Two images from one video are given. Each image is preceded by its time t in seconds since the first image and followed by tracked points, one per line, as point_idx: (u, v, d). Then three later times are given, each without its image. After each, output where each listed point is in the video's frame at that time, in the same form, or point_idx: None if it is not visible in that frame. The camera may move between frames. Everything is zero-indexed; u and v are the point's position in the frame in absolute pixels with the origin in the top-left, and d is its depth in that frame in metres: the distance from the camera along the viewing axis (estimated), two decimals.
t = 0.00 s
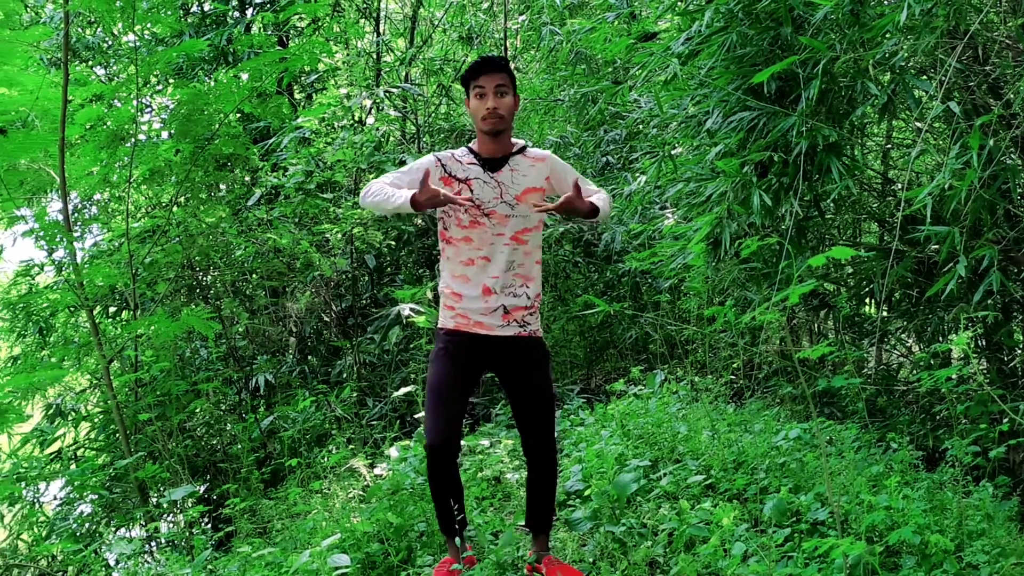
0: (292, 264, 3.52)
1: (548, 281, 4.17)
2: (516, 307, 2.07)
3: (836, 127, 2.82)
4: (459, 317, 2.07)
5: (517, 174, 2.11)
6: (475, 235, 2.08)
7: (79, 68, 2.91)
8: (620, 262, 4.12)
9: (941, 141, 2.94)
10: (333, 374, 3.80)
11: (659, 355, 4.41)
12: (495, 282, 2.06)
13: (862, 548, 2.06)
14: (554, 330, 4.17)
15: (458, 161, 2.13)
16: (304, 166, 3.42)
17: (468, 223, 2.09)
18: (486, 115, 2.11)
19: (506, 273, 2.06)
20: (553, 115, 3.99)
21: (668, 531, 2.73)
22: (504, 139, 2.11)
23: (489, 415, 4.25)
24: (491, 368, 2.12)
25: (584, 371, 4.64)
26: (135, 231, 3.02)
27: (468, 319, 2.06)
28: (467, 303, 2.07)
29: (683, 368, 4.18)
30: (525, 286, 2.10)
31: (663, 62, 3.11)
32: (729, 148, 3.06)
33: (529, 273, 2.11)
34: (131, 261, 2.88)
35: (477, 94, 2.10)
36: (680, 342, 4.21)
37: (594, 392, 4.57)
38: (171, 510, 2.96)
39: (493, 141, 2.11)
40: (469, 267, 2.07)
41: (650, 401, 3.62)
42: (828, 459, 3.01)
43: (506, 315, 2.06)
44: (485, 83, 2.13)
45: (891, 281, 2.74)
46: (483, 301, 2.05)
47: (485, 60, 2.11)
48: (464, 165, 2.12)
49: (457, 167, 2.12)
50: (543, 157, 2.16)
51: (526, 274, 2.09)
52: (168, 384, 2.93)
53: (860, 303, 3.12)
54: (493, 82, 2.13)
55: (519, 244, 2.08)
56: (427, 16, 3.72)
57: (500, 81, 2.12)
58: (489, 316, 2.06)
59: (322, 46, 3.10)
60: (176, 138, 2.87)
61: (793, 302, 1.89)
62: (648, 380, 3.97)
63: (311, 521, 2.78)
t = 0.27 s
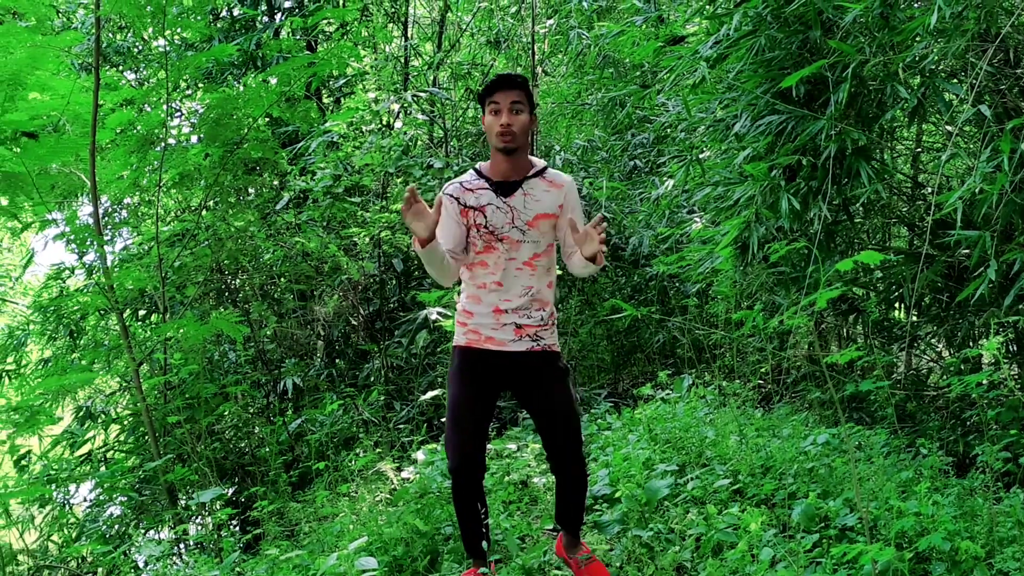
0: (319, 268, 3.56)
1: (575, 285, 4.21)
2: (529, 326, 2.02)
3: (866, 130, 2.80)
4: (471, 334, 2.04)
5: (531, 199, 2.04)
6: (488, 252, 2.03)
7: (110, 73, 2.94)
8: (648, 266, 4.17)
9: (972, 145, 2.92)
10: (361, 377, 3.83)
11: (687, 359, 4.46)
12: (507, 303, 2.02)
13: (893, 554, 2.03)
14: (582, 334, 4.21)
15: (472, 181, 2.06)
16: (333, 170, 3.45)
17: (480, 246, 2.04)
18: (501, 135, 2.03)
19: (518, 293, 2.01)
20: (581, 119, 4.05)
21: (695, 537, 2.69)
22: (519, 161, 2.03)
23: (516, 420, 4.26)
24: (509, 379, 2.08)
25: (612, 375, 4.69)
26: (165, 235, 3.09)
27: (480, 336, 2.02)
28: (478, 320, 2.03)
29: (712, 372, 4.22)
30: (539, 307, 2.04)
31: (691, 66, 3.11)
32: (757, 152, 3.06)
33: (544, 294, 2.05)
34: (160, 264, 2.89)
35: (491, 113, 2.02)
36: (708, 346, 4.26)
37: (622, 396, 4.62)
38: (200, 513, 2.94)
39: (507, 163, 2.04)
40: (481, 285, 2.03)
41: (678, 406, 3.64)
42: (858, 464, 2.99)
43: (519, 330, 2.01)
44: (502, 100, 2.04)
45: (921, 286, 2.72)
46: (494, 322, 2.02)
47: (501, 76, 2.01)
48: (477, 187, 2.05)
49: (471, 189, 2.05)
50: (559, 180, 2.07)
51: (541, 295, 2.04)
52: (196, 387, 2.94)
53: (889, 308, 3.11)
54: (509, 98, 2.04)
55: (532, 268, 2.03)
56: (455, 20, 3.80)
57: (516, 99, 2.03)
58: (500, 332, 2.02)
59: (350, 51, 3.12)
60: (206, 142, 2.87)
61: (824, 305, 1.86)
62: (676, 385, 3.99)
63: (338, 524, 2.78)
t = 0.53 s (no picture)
0: (338, 271, 3.55)
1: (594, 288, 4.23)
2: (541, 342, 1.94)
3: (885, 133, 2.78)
4: (482, 349, 1.97)
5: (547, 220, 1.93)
6: (501, 273, 1.94)
7: (130, 76, 2.95)
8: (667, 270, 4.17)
9: (993, 148, 2.90)
10: (379, 380, 3.84)
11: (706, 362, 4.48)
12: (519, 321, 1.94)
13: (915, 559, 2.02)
14: (600, 337, 4.23)
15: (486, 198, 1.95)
16: (352, 173, 3.47)
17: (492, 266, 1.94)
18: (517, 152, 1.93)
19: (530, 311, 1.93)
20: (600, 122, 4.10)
21: (714, 541, 2.67)
22: (535, 180, 1.93)
23: (534, 424, 4.30)
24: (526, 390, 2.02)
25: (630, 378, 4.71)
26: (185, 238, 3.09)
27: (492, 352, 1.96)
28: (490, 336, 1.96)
29: (730, 376, 4.24)
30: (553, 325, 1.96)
31: (710, 69, 3.11)
32: (776, 156, 3.05)
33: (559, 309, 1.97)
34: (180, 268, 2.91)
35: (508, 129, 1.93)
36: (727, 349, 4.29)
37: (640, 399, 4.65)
38: (218, 515, 2.95)
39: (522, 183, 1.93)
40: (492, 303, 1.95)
41: (696, 409, 3.64)
42: (877, 469, 2.98)
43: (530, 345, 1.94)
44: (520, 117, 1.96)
45: (942, 290, 2.71)
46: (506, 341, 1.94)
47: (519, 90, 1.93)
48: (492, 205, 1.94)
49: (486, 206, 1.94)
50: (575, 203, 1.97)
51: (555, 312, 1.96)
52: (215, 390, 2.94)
53: (910, 311, 3.10)
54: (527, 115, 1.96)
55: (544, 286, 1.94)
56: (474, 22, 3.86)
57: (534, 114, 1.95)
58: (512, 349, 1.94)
59: (368, 54, 3.14)
60: (225, 145, 2.88)
61: (844, 308, 1.81)
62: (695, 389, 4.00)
63: (357, 526, 2.78)
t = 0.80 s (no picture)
0: (347, 274, 3.53)
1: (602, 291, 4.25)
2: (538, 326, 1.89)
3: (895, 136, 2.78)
4: (477, 329, 1.92)
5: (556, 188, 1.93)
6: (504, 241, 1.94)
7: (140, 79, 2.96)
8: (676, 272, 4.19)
9: (1004, 151, 2.89)
10: (388, 383, 3.85)
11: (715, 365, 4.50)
12: (517, 298, 1.90)
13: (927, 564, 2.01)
14: (609, 340, 4.25)
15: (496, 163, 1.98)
16: (361, 176, 3.50)
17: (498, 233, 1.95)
18: (523, 118, 1.95)
19: (530, 289, 1.89)
20: (609, 125, 4.13)
21: (723, 544, 2.67)
22: (542, 148, 1.94)
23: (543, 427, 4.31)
24: (517, 387, 1.95)
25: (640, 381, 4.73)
26: (193, 242, 3.05)
27: (487, 332, 1.91)
28: (487, 315, 1.91)
29: (739, 379, 4.26)
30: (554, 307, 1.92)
31: (719, 72, 3.10)
32: (786, 158, 3.05)
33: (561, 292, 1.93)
34: (189, 271, 2.92)
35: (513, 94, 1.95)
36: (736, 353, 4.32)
37: (650, 402, 4.67)
38: (228, 518, 2.94)
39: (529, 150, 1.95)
40: (493, 274, 1.93)
41: (704, 412, 3.65)
42: (887, 472, 2.98)
43: (526, 331, 1.89)
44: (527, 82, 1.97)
45: (951, 293, 2.70)
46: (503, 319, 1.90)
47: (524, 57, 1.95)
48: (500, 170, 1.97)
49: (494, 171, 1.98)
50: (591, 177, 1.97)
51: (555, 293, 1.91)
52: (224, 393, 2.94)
53: (919, 314, 3.10)
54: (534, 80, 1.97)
55: (548, 261, 1.91)
56: (483, 25, 3.89)
57: (540, 81, 1.96)
58: (509, 330, 1.89)
59: (377, 57, 3.15)
60: (234, 148, 2.89)
61: (854, 311, 1.80)
62: (703, 392, 4.01)
63: (366, 529, 2.78)
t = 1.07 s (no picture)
0: (348, 276, 3.53)
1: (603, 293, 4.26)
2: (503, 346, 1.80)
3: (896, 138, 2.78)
4: (439, 340, 1.83)
5: (514, 196, 1.83)
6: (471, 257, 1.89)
7: (140, 82, 2.96)
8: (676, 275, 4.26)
9: (1005, 153, 2.88)
10: (390, 385, 3.86)
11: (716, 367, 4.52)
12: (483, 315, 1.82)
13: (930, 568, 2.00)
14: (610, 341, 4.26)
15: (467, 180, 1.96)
16: (363, 178, 3.52)
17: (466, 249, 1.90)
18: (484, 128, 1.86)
19: (495, 305, 1.81)
20: (610, 128, 4.15)
21: (724, 546, 2.66)
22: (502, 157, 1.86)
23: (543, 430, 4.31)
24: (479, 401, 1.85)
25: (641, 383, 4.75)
26: (194, 243, 3.04)
27: (450, 344, 1.82)
28: (451, 328, 1.84)
29: (740, 381, 4.27)
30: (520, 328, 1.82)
31: (720, 74, 3.12)
32: (787, 160, 3.05)
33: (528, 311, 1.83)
34: (191, 273, 2.90)
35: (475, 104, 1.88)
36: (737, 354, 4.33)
37: (651, 404, 4.69)
38: (229, 521, 2.94)
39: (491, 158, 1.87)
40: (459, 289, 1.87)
41: (706, 414, 3.66)
42: (888, 474, 2.98)
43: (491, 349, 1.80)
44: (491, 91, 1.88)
45: (952, 295, 2.70)
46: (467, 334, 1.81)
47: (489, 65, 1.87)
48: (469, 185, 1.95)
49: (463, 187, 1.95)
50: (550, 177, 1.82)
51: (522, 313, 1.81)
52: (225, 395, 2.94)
53: (920, 317, 3.10)
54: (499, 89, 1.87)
55: (509, 276, 1.81)
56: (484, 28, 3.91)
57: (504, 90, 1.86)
58: (472, 347, 1.80)
59: (378, 59, 3.15)
60: (235, 151, 2.89)
61: (855, 314, 1.80)
62: (704, 394, 4.02)
63: (367, 531, 2.78)
